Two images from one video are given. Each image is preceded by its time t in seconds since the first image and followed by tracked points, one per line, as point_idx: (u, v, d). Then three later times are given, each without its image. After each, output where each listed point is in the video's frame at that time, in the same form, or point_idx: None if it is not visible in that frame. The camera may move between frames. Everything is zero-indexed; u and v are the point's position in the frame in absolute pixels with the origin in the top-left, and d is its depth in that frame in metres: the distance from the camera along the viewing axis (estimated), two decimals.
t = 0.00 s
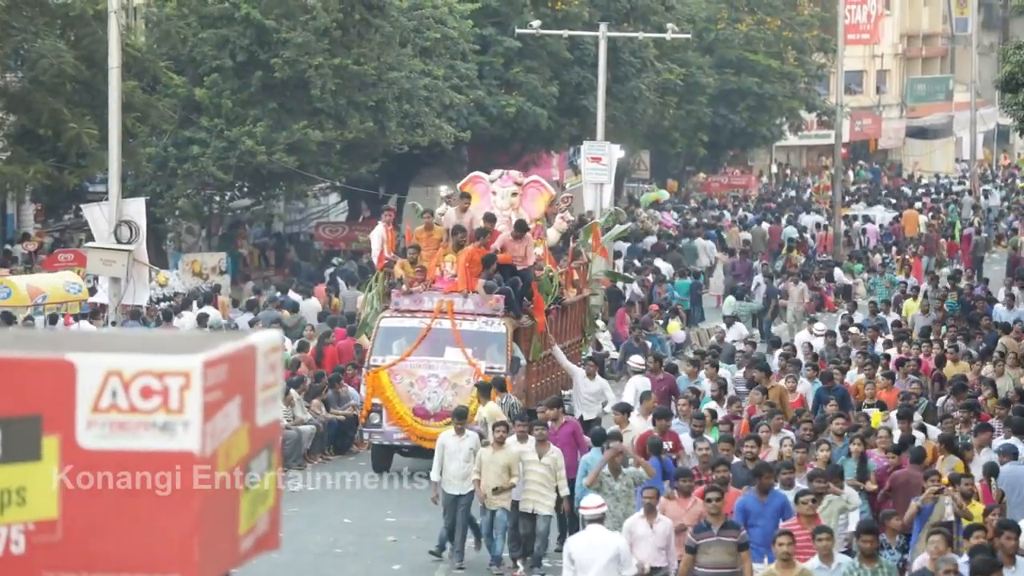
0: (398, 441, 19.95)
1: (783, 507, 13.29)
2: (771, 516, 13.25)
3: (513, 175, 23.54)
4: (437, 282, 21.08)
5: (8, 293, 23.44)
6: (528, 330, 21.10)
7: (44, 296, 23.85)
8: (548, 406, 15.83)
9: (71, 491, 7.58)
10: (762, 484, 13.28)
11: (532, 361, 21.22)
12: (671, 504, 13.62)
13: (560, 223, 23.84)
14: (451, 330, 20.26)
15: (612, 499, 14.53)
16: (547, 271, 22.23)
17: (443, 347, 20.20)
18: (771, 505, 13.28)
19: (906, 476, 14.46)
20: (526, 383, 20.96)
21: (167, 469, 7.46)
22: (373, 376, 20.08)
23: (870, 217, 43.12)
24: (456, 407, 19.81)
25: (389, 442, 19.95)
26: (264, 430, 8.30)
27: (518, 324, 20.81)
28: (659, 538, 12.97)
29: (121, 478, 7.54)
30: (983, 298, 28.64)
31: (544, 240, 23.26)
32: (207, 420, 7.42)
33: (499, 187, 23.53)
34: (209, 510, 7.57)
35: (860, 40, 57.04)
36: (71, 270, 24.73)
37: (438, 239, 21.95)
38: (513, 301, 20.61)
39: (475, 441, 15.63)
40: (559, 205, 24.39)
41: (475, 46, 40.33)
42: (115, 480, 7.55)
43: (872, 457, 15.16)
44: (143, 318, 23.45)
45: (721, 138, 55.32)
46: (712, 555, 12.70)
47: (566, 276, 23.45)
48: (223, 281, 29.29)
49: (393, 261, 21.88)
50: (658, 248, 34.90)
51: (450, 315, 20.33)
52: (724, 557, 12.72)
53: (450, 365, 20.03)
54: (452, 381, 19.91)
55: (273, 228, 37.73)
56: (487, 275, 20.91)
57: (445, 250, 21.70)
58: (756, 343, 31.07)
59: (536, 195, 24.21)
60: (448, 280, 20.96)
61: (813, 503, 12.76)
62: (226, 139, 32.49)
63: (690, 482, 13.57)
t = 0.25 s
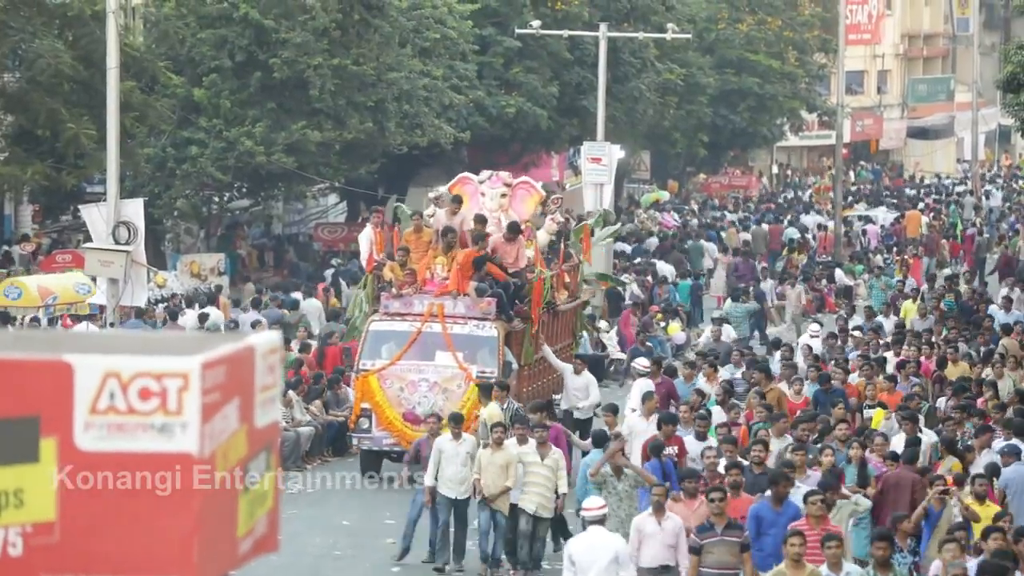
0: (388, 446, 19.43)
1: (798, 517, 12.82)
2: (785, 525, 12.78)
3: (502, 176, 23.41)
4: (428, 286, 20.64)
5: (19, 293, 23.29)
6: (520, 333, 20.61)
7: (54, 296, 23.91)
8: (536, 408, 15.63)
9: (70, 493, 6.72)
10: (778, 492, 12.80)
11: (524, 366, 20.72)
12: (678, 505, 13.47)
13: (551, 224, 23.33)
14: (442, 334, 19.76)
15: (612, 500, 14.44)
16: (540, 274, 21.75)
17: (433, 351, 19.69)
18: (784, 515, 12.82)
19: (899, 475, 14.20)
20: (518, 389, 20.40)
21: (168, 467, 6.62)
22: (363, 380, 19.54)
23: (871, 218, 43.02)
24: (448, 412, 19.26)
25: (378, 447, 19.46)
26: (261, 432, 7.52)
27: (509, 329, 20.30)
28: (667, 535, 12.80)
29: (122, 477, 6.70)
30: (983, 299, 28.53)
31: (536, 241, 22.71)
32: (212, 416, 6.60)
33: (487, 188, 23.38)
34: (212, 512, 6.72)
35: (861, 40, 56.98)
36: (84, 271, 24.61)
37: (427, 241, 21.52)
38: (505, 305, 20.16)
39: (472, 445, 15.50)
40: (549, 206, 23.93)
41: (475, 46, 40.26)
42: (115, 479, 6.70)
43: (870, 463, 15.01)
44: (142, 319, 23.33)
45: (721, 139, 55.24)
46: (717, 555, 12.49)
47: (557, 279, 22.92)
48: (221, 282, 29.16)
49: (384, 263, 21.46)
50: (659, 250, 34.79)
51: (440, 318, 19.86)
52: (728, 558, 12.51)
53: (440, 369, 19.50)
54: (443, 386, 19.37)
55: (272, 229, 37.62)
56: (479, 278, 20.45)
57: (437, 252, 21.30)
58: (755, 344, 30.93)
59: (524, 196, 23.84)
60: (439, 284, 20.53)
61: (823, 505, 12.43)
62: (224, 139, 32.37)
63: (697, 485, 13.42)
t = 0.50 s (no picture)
0: (379, 453, 19.28)
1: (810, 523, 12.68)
2: (798, 531, 12.64)
3: (493, 179, 22.62)
4: (418, 289, 20.11)
5: (31, 295, 24.40)
6: (512, 339, 20.02)
7: (64, 299, 24.88)
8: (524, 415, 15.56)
9: (70, 493, 6.71)
10: (792, 494, 12.67)
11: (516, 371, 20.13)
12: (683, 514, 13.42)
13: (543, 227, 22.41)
14: (433, 339, 19.36)
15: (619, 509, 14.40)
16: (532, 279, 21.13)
17: (423, 356, 19.32)
18: (797, 520, 12.67)
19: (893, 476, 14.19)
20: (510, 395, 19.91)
21: (167, 467, 6.61)
22: (353, 387, 19.33)
23: (871, 220, 43.01)
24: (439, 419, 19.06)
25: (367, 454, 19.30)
26: (260, 433, 7.52)
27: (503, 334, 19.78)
28: (675, 546, 12.50)
29: (122, 478, 6.69)
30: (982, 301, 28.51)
31: (527, 245, 21.86)
32: (211, 420, 6.60)
33: (478, 192, 22.61)
34: (212, 512, 6.72)
35: (862, 41, 56.97)
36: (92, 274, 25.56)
37: (417, 245, 20.76)
38: (498, 309, 19.67)
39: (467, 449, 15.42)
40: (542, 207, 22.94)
41: (474, 48, 40.26)
42: (115, 479, 6.70)
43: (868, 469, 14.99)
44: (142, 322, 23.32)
45: (721, 141, 55.19)
46: (724, 565, 12.45)
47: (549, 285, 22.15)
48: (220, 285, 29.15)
49: (372, 269, 20.65)
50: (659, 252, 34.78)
51: (431, 323, 19.43)
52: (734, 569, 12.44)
53: (432, 376, 19.19)
54: (434, 392, 19.13)
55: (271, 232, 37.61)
56: (472, 282, 19.74)
57: (427, 257, 20.60)
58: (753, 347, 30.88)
59: (516, 200, 22.80)
60: (430, 288, 19.97)
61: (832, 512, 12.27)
62: (224, 142, 32.33)
63: (699, 493, 13.38)
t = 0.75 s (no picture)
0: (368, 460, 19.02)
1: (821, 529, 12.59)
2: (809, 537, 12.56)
3: (484, 182, 22.61)
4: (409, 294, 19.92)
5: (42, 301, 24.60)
6: (503, 345, 19.87)
7: (77, 300, 24.99)
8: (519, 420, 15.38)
9: (70, 494, 6.40)
10: (799, 505, 12.57)
11: (507, 377, 20.02)
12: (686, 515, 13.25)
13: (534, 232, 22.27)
14: (424, 344, 19.21)
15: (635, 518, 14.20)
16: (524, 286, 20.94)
17: (414, 362, 19.15)
18: (807, 526, 12.58)
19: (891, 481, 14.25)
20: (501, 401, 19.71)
21: (167, 466, 6.29)
22: (343, 393, 19.06)
23: (872, 223, 42.98)
24: (429, 426, 18.80)
25: (357, 461, 19.01)
26: (255, 441, 7.23)
27: (494, 339, 19.66)
28: (680, 549, 12.39)
29: (122, 477, 6.37)
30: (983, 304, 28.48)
31: (518, 249, 21.78)
32: (212, 423, 6.29)
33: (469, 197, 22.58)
34: (213, 516, 6.40)
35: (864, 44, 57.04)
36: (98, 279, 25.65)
37: (408, 250, 20.75)
38: (488, 314, 19.55)
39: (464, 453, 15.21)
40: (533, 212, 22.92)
41: (474, 52, 40.28)
42: (115, 480, 6.38)
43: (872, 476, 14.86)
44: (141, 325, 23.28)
45: (721, 144, 55.17)
46: (734, 570, 12.26)
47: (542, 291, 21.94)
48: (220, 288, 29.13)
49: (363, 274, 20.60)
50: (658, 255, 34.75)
51: (422, 328, 19.31)
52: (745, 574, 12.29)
53: (423, 382, 18.95)
54: (425, 399, 18.89)
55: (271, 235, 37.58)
56: (461, 287, 19.64)
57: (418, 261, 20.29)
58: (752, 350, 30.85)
59: (507, 204, 22.79)
60: (421, 292, 19.83)
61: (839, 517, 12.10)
62: (224, 145, 32.35)
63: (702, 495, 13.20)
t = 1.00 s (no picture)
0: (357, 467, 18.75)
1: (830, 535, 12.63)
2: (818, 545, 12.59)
3: (474, 185, 22.44)
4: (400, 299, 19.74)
5: (51, 302, 23.75)
6: (496, 350, 19.63)
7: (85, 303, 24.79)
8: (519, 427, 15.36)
9: (69, 494, 6.30)
10: (807, 510, 12.62)
11: (500, 382, 19.75)
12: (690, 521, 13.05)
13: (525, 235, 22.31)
14: (415, 350, 18.99)
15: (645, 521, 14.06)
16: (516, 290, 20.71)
17: (405, 368, 18.94)
18: (817, 533, 12.62)
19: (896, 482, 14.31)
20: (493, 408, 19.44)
21: (167, 467, 6.21)
22: (332, 400, 18.81)
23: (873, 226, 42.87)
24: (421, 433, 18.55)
25: (347, 469, 18.74)
26: (254, 444, 7.15)
27: (487, 345, 19.42)
28: (691, 558, 12.32)
29: (122, 478, 6.28)
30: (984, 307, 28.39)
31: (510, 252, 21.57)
32: (212, 426, 6.21)
33: (459, 198, 22.45)
34: (213, 518, 6.31)
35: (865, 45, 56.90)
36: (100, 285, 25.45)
37: (399, 253, 20.55)
38: (481, 319, 19.33)
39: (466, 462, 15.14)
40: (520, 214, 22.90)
41: (474, 53, 40.18)
42: (115, 479, 6.29)
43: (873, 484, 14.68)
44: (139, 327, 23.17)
45: (722, 146, 55.03)
46: None
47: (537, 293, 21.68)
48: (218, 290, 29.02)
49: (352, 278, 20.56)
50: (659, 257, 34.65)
51: (413, 334, 19.09)
52: None
53: (413, 389, 18.72)
54: (417, 406, 18.64)
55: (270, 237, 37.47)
56: (452, 291, 19.42)
57: (410, 264, 20.36)
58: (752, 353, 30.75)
59: (498, 206, 22.83)
60: (412, 297, 19.63)
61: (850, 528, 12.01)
62: (223, 146, 32.28)
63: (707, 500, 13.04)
